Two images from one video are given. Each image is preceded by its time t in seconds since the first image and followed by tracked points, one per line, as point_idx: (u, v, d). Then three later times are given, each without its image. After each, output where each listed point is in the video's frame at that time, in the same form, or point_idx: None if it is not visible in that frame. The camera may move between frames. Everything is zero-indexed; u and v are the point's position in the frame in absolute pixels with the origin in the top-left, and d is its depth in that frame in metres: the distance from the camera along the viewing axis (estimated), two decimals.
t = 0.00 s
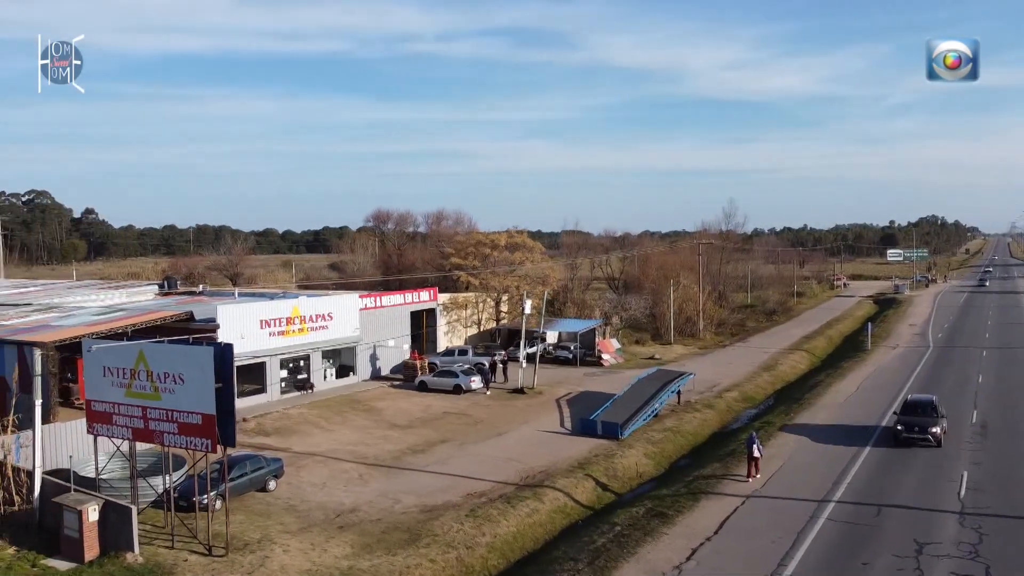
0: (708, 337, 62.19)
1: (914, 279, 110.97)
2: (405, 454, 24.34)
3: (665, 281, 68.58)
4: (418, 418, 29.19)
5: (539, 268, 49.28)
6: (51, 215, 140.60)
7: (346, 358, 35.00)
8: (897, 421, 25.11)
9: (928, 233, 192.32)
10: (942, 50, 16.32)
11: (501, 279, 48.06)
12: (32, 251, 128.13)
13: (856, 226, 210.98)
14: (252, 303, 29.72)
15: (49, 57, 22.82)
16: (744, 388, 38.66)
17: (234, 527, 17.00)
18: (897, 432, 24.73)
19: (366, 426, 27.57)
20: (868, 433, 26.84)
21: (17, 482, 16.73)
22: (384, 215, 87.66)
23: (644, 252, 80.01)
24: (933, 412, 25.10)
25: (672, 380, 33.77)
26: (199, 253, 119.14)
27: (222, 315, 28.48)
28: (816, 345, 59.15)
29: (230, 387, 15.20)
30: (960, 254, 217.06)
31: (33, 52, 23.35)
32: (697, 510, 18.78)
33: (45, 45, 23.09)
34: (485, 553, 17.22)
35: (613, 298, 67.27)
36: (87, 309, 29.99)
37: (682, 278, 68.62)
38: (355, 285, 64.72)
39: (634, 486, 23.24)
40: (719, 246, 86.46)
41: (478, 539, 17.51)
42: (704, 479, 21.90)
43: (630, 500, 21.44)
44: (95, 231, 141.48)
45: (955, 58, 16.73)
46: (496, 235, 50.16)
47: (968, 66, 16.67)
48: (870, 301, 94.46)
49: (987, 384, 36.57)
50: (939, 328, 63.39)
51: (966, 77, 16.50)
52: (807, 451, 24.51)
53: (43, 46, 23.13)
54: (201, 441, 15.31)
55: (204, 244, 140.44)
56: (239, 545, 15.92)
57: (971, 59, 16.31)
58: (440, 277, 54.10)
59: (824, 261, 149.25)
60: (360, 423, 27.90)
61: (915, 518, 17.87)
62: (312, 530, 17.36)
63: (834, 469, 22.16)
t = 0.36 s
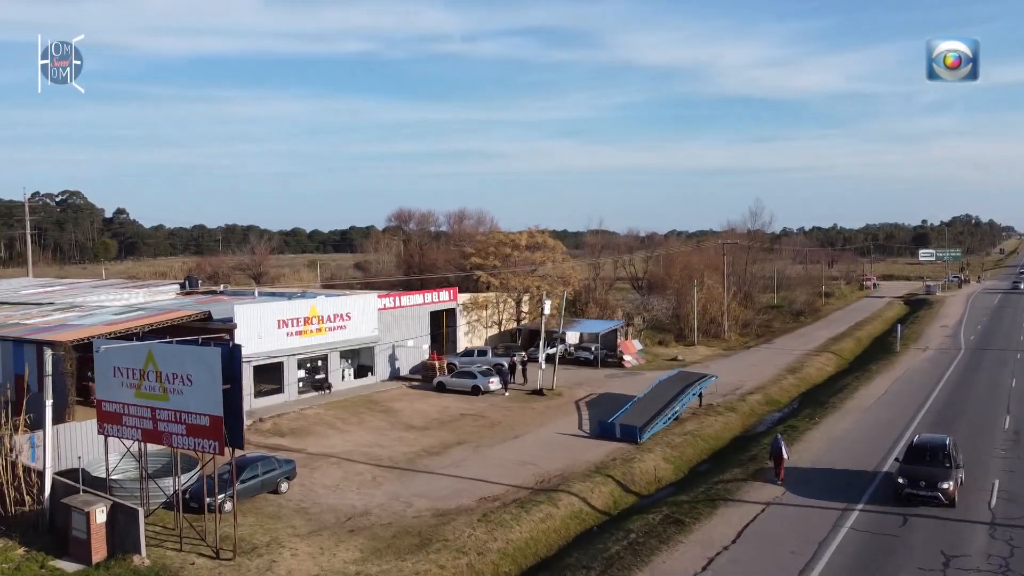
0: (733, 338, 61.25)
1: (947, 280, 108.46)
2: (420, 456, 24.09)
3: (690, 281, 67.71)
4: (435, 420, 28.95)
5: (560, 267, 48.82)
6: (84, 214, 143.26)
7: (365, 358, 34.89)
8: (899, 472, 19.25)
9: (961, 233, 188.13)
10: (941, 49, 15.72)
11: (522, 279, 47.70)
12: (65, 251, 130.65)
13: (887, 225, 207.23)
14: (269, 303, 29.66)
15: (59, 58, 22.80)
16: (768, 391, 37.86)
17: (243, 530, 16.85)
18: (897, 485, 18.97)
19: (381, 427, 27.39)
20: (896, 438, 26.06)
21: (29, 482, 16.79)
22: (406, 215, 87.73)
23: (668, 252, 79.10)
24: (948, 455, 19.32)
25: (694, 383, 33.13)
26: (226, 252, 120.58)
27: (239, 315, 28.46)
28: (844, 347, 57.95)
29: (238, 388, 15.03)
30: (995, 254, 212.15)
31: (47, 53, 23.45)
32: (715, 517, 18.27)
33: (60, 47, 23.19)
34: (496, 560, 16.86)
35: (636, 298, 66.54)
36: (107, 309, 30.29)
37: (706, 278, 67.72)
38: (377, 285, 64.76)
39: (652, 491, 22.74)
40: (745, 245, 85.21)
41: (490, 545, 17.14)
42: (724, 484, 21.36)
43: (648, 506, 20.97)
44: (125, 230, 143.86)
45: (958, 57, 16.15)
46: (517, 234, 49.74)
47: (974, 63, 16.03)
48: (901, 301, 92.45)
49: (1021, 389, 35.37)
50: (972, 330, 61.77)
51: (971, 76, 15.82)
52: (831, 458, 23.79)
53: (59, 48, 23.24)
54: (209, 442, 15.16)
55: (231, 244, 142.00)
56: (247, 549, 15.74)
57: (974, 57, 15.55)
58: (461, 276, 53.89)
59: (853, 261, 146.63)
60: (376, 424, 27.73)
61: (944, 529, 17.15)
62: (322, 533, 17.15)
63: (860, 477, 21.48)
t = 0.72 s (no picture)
0: (748, 340, 60.57)
1: (967, 280, 106.88)
2: (425, 459, 23.83)
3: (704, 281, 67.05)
4: (442, 421, 28.68)
5: (571, 267, 48.40)
6: (102, 214, 144.60)
7: (373, 358, 34.70)
8: (871, 544, 14.47)
9: (982, 233, 185.37)
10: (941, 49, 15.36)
11: (532, 279, 47.36)
12: (84, 250, 132.04)
13: (906, 225, 204.89)
14: (276, 303, 29.50)
15: (61, 59, 22.69)
16: (782, 393, 37.26)
17: (242, 534, 16.67)
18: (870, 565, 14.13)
19: (388, 429, 27.17)
20: (911, 443, 25.48)
21: (27, 483, 16.70)
22: (417, 214, 87.65)
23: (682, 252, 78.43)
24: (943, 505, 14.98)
25: (705, 384, 32.64)
26: (242, 251, 121.28)
27: (245, 316, 28.33)
28: (861, 348, 57.07)
29: (237, 390, 14.84)
30: (1016, 254, 208.95)
31: (50, 54, 23.49)
32: (723, 524, 17.88)
33: (64, 49, 23.19)
34: (499, 566, 16.53)
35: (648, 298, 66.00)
36: (115, 308, 30.33)
37: (720, 278, 67.05)
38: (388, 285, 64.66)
39: (661, 496, 22.35)
40: (760, 245, 84.32)
41: (492, 552, 16.81)
42: (734, 489, 20.90)
43: (655, 511, 20.60)
44: (143, 230, 145.17)
45: (958, 56, 15.80)
46: (528, 234, 49.38)
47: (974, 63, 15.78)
48: (919, 302, 91.11)
49: None
50: (992, 331, 60.65)
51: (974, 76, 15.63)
52: (844, 463, 23.27)
53: (62, 48, 23.28)
54: (207, 445, 14.99)
55: (246, 244, 142.70)
56: (246, 553, 15.56)
57: (977, 57, 15.26)
58: (471, 276, 53.65)
59: (871, 260, 144.85)
60: (383, 426, 27.50)
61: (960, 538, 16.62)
62: (322, 538, 16.91)
63: (874, 482, 20.96)
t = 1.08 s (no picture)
0: (761, 341, 59.83)
1: (987, 281, 105.25)
2: (429, 461, 23.51)
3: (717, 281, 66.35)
4: (448, 423, 28.34)
5: (581, 267, 47.93)
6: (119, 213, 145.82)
7: (380, 358, 34.44)
8: None
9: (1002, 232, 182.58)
10: (940, 50, 15.84)
11: (542, 279, 46.94)
12: (101, 250, 133.14)
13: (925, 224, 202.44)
14: (282, 303, 29.28)
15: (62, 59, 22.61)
16: (795, 396, 36.62)
17: (239, 539, 16.42)
18: None
19: (393, 431, 26.87)
20: (927, 447, 24.85)
21: (24, 487, 16.59)
22: (427, 214, 87.44)
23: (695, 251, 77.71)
24: None
25: (716, 387, 32.13)
26: (257, 250, 121.80)
27: (250, 316, 28.14)
28: (877, 350, 56.16)
29: (232, 393, 14.59)
30: None
31: (53, 54, 23.47)
32: (730, 532, 17.42)
33: (66, 48, 23.16)
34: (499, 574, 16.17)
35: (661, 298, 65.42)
36: (121, 308, 30.29)
37: (734, 278, 66.32)
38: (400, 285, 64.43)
39: (668, 501, 21.89)
40: (775, 244, 83.39)
41: (493, 558, 16.46)
42: (743, 495, 20.39)
43: (662, 517, 20.17)
44: (160, 229, 146.19)
45: (958, 57, 16.19)
46: (538, 234, 48.96)
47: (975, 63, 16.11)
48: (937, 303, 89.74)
49: None
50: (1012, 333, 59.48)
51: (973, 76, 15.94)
52: (857, 468, 22.70)
53: (65, 48, 23.25)
54: (202, 449, 14.74)
55: (260, 243, 143.25)
56: (241, 559, 15.30)
57: (976, 58, 15.61)
58: (481, 276, 53.35)
59: (889, 259, 143.02)
60: (388, 427, 27.21)
61: (976, 548, 16.05)
62: (320, 543, 16.63)
63: (887, 489, 20.40)
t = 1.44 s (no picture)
0: (775, 342, 59.07)
1: (1007, 281, 103.64)
2: (432, 464, 23.18)
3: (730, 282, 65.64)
4: (453, 425, 27.99)
5: (591, 267, 47.47)
6: (134, 213, 146.85)
7: (387, 359, 34.18)
8: None
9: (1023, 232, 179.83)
10: (940, 49, 15.58)
11: (551, 280, 46.52)
12: (118, 249, 134.15)
13: (943, 223, 199.99)
14: (287, 303, 29.06)
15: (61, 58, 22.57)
16: (808, 399, 35.98)
17: (233, 544, 16.18)
18: None
19: (397, 433, 26.56)
20: (943, 453, 24.24)
21: (17, 490, 16.43)
22: (437, 214, 87.26)
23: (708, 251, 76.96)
24: None
25: (726, 389, 31.60)
26: (272, 250, 122.20)
27: (254, 316, 27.92)
28: (892, 351, 55.23)
29: (225, 395, 14.33)
30: None
31: (53, 55, 23.54)
32: (737, 540, 16.95)
33: (65, 48, 23.14)
34: None
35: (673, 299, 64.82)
36: (126, 308, 30.20)
37: (747, 278, 65.58)
38: (410, 285, 64.22)
39: (675, 507, 21.44)
40: (789, 244, 82.42)
41: (493, 566, 16.09)
42: (751, 501, 19.91)
43: (668, 524, 19.73)
44: (176, 228, 147.20)
45: (958, 57, 15.93)
46: (547, 233, 48.53)
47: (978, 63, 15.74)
48: (955, 304, 88.28)
49: None
50: None
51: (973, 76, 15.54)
52: (870, 475, 22.13)
53: (65, 48, 23.26)
54: (195, 452, 14.49)
55: (273, 242, 143.70)
56: (234, 565, 15.06)
57: (977, 58, 15.33)
58: (491, 276, 53.03)
59: (906, 259, 141.19)
60: (392, 429, 26.91)
61: (992, 559, 15.50)
62: (317, 548, 16.34)
63: (901, 496, 19.85)
